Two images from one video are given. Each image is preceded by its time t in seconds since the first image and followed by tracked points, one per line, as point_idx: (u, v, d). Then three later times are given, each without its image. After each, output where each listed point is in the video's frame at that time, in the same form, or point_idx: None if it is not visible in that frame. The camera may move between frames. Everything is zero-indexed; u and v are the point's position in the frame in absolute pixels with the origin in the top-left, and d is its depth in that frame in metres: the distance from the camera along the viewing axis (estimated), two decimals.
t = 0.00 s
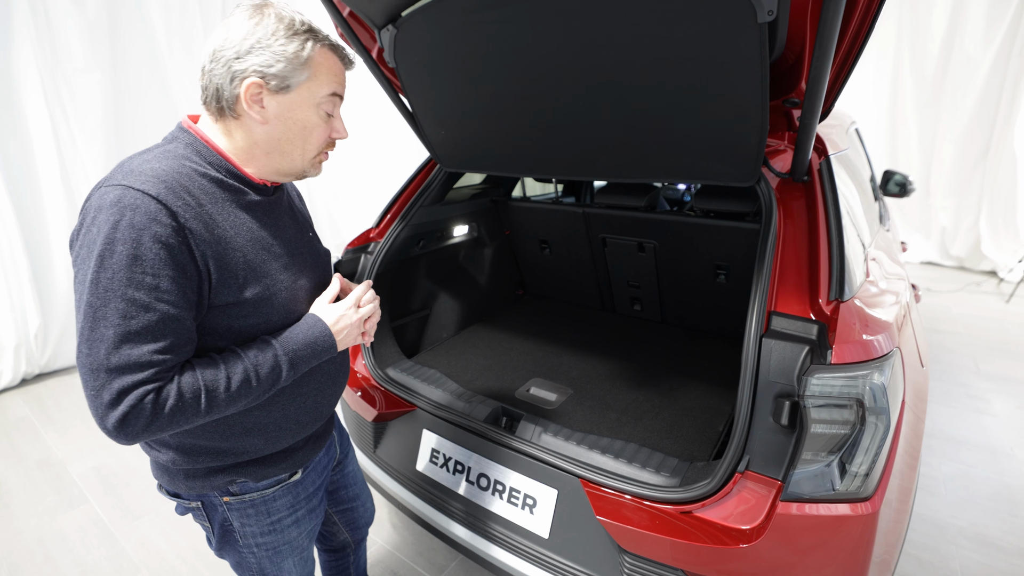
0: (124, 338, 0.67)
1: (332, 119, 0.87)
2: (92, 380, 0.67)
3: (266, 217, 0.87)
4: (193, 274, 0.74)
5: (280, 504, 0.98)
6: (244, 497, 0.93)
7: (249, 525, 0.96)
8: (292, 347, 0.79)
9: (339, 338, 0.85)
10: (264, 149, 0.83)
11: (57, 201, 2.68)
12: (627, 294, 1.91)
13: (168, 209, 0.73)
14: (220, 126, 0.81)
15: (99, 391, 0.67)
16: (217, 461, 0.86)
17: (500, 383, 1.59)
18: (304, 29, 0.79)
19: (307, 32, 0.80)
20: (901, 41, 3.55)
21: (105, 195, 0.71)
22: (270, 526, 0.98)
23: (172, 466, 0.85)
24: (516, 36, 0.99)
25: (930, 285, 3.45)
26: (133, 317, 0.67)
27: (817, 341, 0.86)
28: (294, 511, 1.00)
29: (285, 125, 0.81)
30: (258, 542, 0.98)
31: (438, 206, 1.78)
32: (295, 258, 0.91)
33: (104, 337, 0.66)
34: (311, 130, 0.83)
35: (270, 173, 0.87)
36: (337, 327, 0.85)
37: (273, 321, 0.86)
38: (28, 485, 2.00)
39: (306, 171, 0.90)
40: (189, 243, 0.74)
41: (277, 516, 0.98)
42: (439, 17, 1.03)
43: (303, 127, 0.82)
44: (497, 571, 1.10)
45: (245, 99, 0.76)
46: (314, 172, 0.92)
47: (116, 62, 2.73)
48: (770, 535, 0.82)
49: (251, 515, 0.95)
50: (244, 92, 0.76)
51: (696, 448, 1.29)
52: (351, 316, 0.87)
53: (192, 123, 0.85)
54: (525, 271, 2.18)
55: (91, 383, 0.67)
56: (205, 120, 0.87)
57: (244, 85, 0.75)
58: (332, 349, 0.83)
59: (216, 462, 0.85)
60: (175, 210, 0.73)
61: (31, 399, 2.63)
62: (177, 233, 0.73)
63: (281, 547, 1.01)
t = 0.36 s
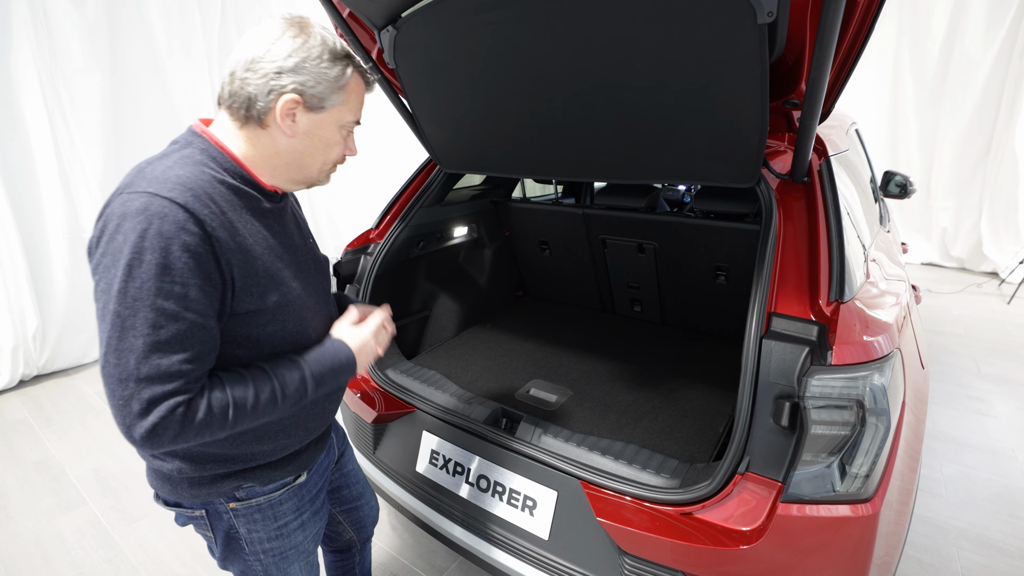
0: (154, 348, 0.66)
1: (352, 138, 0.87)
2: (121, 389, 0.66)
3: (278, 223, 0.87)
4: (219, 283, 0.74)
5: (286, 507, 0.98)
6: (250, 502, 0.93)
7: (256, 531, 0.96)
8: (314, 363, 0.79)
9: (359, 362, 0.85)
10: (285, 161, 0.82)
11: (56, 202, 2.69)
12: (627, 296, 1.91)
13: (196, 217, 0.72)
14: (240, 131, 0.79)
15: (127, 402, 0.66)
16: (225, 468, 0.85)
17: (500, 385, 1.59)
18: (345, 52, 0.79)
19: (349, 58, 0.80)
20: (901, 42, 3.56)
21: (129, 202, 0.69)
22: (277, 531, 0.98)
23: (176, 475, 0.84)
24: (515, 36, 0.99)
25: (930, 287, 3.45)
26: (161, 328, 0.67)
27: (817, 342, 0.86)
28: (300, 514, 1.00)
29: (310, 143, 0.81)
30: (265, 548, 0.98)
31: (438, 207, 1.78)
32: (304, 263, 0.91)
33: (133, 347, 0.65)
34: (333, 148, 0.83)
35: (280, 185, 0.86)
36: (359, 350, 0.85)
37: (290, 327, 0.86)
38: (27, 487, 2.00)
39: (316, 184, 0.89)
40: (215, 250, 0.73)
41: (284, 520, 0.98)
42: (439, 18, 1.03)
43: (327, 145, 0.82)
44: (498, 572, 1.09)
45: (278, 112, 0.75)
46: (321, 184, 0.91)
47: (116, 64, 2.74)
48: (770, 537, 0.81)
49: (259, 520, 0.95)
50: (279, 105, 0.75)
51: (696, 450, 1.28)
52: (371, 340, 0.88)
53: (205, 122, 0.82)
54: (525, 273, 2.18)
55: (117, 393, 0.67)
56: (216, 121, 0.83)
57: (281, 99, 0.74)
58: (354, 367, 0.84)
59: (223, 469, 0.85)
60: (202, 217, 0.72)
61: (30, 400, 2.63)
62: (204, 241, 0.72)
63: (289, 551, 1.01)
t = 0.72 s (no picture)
0: (180, 328, 0.67)
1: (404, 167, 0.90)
2: (142, 355, 0.68)
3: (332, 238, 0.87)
4: (261, 286, 0.74)
5: (287, 505, 0.97)
6: (253, 496, 0.92)
7: (256, 526, 0.96)
8: (203, 543, 0.76)
9: None
10: (344, 182, 0.83)
11: (56, 204, 2.70)
12: (626, 297, 1.91)
13: (259, 219, 0.73)
14: (309, 147, 0.80)
15: (141, 367, 0.68)
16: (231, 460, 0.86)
17: (500, 386, 1.59)
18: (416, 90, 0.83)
19: (420, 98, 0.83)
20: (900, 43, 3.57)
21: (207, 192, 0.73)
22: (277, 527, 0.98)
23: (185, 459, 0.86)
24: (515, 38, 0.99)
25: (929, 288, 3.46)
26: (197, 312, 0.67)
27: (816, 343, 0.86)
28: (300, 512, 1.00)
29: (373, 168, 0.83)
30: (263, 543, 0.97)
31: (438, 208, 1.78)
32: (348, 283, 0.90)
33: (165, 321, 0.67)
34: (390, 174, 0.86)
35: (331, 203, 0.86)
36: None
37: (317, 334, 0.85)
38: (26, 488, 2.00)
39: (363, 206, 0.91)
40: (268, 256, 0.74)
41: (284, 517, 0.98)
42: (440, 20, 1.03)
43: (385, 172, 0.85)
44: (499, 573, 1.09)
45: (353, 137, 0.77)
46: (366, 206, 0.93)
47: (117, 65, 2.75)
48: (769, 538, 0.81)
49: (259, 515, 0.95)
50: (353, 131, 0.77)
51: (694, 452, 1.28)
52: None
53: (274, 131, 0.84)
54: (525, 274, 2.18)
55: (136, 356, 0.68)
56: (284, 133, 0.84)
57: (358, 126, 0.76)
58: None
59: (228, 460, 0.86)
60: (265, 220, 0.73)
61: (29, 402, 2.62)
62: (261, 245, 0.73)
63: (285, 548, 1.00)
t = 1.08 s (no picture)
0: (255, 279, 0.73)
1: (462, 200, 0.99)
2: (213, 295, 0.73)
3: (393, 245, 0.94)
4: (327, 264, 0.80)
5: (293, 491, 0.98)
6: (260, 478, 0.94)
7: (262, 508, 0.97)
8: (221, 480, 0.79)
9: None
10: (411, 207, 0.92)
11: (55, 206, 2.70)
12: (625, 298, 1.91)
13: (343, 207, 0.81)
14: (386, 172, 0.90)
15: (210, 306, 0.73)
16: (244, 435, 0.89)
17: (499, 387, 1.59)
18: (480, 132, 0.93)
19: (483, 139, 0.93)
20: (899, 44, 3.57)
21: (310, 174, 0.82)
22: (283, 512, 0.99)
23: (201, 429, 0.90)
24: (514, 39, 0.99)
25: (928, 288, 3.47)
26: (273, 269, 0.74)
27: (815, 344, 0.86)
28: (305, 499, 1.01)
29: (438, 197, 0.92)
30: (269, 527, 0.99)
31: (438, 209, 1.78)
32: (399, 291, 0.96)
33: (243, 270, 0.73)
34: (451, 203, 0.95)
35: (398, 224, 0.95)
36: None
37: (360, 324, 0.90)
38: (25, 490, 2.00)
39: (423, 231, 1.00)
40: (341, 242, 0.81)
41: (290, 503, 0.99)
42: (439, 21, 1.03)
43: (446, 202, 0.94)
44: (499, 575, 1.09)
45: (426, 167, 0.87)
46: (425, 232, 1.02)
47: (117, 67, 2.76)
48: (768, 539, 0.81)
49: (266, 498, 0.96)
50: (427, 162, 0.87)
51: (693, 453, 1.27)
52: None
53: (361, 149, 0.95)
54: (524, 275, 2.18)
55: (207, 296, 0.74)
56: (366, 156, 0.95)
57: (431, 158, 0.86)
58: (212, 521, 0.81)
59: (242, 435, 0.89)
60: (348, 210, 0.82)
61: (28, 403, 2.62)
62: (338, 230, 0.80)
63: (291, 535, 1.01)
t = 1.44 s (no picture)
0: (294, 283, 0.77)
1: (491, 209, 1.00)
2: (252, 294, 0.78)
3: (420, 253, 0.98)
4: (359, 268, 0.85)
5: (301, 473, 1.02)
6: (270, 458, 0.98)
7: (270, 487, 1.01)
8: (254, 472, 0.83)
9: None
10: (439, 212, 0.94)
11: (55, 207, 2.70)
12: (625, 298, 1.91)
13: (377, 216, 0.85)
14: (417, 176, 0.93)
15: (251, 305, 0.77)
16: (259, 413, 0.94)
17: (500, 389, 1.58)
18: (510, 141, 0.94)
19: (513, 148, 0.94)
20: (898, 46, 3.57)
21: (349, 181, 0.85)
22: (291, 493, 1.03)
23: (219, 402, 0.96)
24: (514, 39, 0.99)
25: (928, 288, 3.47)
26: (309, 273, 0.78)
27: (815, 344, 0.86)
28: (312, 483, 1.04)
29: (465, 203, 0.93)
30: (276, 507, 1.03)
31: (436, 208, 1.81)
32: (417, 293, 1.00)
33: (283, 273, 0.77)
34: (479, 211, 0.96)
35: (427, 228, 0.97)
36: None
37: (380, 327, 0.95)
38: (23, 491, 1.99)
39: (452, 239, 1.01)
40: (372, 249, 0.85)
41: (297, 485, 1.02)
42: (439, 21, 1.03)
43: (473, 209, 0.95)
44: None
45: (453, 171, 0.89)
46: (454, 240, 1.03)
47: (116, 67, 2.76)
48: (768, 540, 0.81)
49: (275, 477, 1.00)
50: (454, 167, 0.88)
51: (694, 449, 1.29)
52: None
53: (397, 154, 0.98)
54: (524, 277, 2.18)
55: (248, 295, 0.78)
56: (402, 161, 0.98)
57: (458, 163, 0.88)
58: (244, 511, 0.84)
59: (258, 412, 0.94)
60: (381, 219, 0.85)
61: (27, 404, 2.61)
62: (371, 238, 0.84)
63: (297, 517, 1.05)
